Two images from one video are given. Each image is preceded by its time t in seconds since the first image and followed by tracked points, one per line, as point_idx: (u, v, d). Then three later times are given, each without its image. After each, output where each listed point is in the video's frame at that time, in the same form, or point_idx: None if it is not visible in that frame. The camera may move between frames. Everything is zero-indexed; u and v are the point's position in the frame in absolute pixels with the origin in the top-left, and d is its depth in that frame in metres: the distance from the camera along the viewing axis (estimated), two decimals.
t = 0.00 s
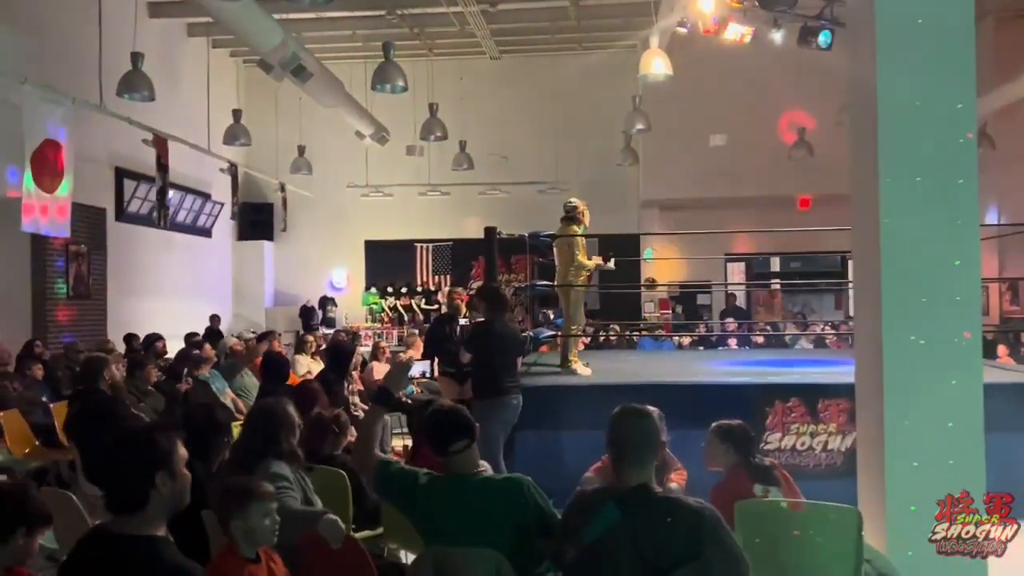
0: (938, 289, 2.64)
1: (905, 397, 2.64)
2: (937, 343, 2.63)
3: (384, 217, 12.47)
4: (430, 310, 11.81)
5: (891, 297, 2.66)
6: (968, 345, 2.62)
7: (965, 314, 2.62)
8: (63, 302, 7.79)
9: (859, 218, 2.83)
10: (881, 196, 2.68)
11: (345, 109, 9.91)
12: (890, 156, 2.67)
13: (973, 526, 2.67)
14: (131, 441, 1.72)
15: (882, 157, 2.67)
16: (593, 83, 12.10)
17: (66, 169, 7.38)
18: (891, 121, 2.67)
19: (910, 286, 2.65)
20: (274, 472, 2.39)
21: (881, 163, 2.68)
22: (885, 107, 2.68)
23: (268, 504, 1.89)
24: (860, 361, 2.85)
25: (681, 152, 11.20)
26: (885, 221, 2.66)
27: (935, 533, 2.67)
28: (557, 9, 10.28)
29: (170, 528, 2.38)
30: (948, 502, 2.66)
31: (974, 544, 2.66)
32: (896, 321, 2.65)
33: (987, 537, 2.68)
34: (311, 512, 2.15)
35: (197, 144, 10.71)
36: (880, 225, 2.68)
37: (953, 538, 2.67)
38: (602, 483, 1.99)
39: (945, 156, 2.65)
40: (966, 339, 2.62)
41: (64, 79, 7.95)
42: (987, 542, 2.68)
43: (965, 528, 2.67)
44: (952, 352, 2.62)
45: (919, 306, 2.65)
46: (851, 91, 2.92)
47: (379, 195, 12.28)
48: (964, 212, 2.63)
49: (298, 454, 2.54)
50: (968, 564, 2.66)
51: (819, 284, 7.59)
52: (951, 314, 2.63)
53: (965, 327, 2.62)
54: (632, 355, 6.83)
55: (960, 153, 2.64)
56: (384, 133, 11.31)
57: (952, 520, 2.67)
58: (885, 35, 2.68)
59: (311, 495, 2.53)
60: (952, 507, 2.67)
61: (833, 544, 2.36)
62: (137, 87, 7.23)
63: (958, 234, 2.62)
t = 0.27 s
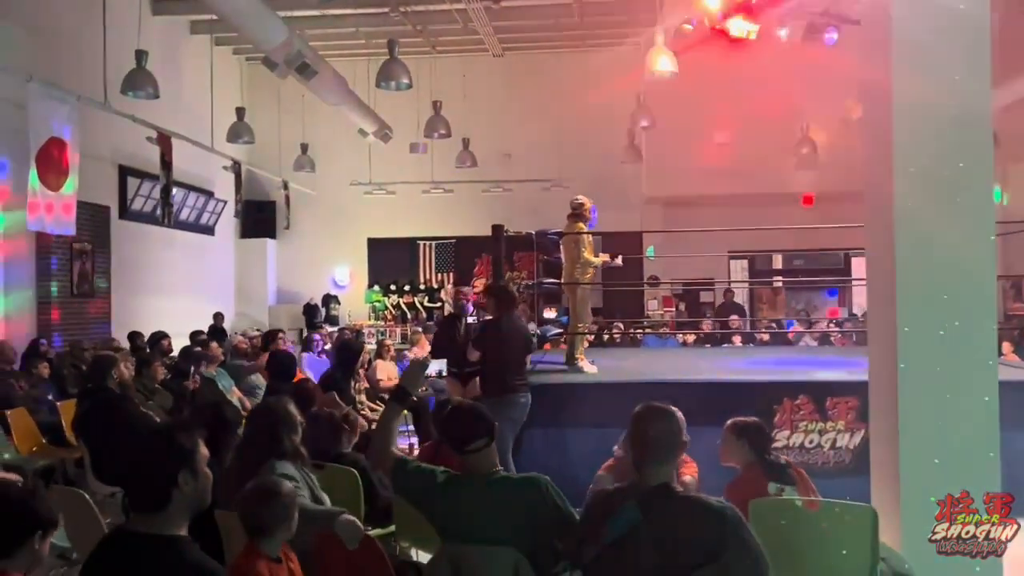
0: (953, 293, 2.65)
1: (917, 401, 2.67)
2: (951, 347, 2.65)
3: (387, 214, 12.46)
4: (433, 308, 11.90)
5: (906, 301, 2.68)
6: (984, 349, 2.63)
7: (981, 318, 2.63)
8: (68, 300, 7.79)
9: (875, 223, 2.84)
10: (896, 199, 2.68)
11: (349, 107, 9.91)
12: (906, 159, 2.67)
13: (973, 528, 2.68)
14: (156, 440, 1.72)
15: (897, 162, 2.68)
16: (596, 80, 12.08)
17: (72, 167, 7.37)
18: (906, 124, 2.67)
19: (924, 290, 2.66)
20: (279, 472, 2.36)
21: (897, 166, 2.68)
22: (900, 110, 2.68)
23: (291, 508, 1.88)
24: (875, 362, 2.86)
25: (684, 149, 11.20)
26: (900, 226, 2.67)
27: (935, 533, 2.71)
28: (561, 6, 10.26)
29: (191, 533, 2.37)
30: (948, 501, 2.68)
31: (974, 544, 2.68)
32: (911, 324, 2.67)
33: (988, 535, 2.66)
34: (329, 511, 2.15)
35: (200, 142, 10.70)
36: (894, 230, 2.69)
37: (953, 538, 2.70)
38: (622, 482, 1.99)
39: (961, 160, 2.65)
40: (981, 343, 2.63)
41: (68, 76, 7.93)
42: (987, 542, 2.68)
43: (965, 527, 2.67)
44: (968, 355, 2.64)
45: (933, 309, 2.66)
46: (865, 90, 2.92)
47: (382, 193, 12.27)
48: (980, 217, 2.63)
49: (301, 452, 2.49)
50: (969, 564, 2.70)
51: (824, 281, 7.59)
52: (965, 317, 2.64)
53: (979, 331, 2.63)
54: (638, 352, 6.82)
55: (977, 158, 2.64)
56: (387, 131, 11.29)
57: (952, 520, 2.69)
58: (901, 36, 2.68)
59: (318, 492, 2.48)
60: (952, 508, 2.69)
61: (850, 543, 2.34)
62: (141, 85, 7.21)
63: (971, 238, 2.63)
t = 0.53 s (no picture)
0: (959, 296, 2.66)
1: (924, 405, 2.68)
2: (958, 350, 2.66)
3: (387, 212, 12.45)
4: (432, 305, 12.08)
5: (911, 305, 2.69)
6: (990, 351, 2.64)
7: (987, 321, 2.65)
8: (68, 298, 7.78)
9: (879, 227, 2.85)
10: (901, 204, 2.70)
11: (349, 104, 9.90)
12: (911, 163, 2.69)
13: (973, 528, 2.72)
14: (163, 438, 1.72)
15: (903, 165, 2.69)
16: (596, 78, 12.07)
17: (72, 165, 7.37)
18: (910, 129, 2.69)
19: (929, 294, 2.68)
20: (285, 470, 2.35)
21: (902, 170, 2.70)
22: (905, 112, 2.69)
23: (297, 507, 1.88)
24: (880, 364, 2.87)
25: (684, 147, 11.19)
26: (905, 231, 2.69)
27: (935, 533, 2.72)
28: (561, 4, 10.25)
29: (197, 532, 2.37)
30: (948, 502, 2.69)
31: (974, 544, 2.72)
32: (916, 328, 2.68)
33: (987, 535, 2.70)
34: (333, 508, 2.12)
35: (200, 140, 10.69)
36: (899, 236, 2.70)
37: (953, 538, 2.72)
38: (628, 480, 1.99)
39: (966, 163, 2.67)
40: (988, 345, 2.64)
41: (68, 73, 7.92)
42: (987, 542, 2.71)
43: (966, 527, 2.70)
44: (974, 358, 2.65)
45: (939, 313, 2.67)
46: (869, 91, 2.93)
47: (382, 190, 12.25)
48: (986, 222, 2.65)
49: (306, 449, 2.48)
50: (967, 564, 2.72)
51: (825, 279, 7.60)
52: (971, 320, 2.66)
53: (985, 334, 2.65)
54: (639, 351, 6.81)
55: (982, 162, 2.66)
56: (387, 129, 11.28)
57: (951, 520, 2.71)
58: (906, 37, 2.69)
59: (324, 490, 2.46)
60: (952, 508, 2.71)
61: (856, 543, 2.34)
62: (141, 82, 7.20)
63: (977, 242, 2.65)
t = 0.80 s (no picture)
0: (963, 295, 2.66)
1: (927, 406, 2.68)
2: (962, 352, 2.66)
3: (387, 211, 12.44)
4: (433, 304, 12.04)
5: (915, 307, 2.69)
6: (993, 350, 2.64)
7: (991, 324, 2.64)
8: (69, 296, 7.77)
9: (881, 228, 2.85)
10: (904, 206, 2.70)
11: (350, 103, 9.89)
12: (915, 165, 2.68)
13: (974, 527, 2.72)
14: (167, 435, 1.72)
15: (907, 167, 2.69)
16: (597, 77, 12.06)
17: (73, 163, 7.36)
18: (914, 130, 2.68)
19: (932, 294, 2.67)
20: (288, 469, 2.35)
21: (905, 171, 2.69)
22: (908, 112, 2.69)
23: (303, 506, 1.87)
24: (883, 364, 2.87)
25: (685, 146, 11.20)
26: (909, 233, 2.69)
27: (935, 533, 2.71)
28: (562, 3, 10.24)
29: (201, 527, 2.34)
30: (948, 502, 2.69)
31: (975, 544, 2.71)
32: (921, 330, 2.67)
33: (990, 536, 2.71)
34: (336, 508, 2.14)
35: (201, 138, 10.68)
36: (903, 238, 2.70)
37: (953, 538, 2.71)
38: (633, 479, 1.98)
39: (971, 164, 2.66)
40: (992, 347, 2.65)
41: (68, 71, 7.91)
42: (988, 542, 2.71)
43: (965, 527, 2.71)
44: (977, 360, 2.65)
45: (942, 315, 2.67)
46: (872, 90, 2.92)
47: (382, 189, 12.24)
48: (991, 224, 2.64)
49: (311, 448, 2.49)
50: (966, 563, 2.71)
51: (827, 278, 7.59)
52: (975, 322, 2.65)
53: (988, 336, 2.65)
54: (640, 350, 6.80)
55: (985, 162, 2.66)
56: (388, 127, 11.27)
57: (951, 520, 2.71)
58: (909, 37, 2.69)
59: (327, 489, 2.47)
60: (952, 508, 2.70)
61: (858, 542, 2.33)
62: (142, 80, 7.19)
63: (981, 243, 2.65)
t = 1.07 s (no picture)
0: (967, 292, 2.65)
1: (932, 408, 2.67)
2: (966, 353, 2.65)
3: (390, 210, 12.44)
4: (434, 303, 12.03)
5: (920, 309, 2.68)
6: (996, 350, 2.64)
7: (996, 325, 2.64)
8: (71, 294, 7.76)
9: (885, 228, 2.84)
10: (910, 207, 2.69)
11: (352, 101, 9.89)
12: (920, 166, 2.68)
13: (974, 527, 2.72)
14: (169, 433, 1.71)
15: (912, 168, 2.68)
16: (600, 75, 12.05)
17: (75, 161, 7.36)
18: (919, 131, 2.68)
19: (936, 293, 2.67)
20: (293, 467, 2.35)
21: (910, 171, 2.69)
22: (913, 113, 2.69)
23: (308, 505, 1.87)
24: (886, 364, 2.86)
25: (688, 145, 11.19)
26: (914, 234, 2.68)
27: (935, 533, 2.71)
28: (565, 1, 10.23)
29: (205, 526, 2.35)
30: (948, 502, 2.69)
31: (974, 544, 2.70)
32: (923, 327, 2.67)
33: (989, 536, 2.70)
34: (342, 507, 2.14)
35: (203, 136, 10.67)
36: (908, 239, 2.69)
37: (953, 538, 2.71)
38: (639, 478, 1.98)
39: (975, 165, 2.66)
40: (996, 348, 2.64)
41: (71, 69, 7.91)
42: (987, 542, 2.70)
43: (965, 527, 2.71)
44: (981, 361, 2.65)
45: (947, 315, 2.67)
46: (876, 89, 2.92)
47: (385, 188, 12.23)
48: (995, 226, 2.64)
49: (315, 445, 2.49)
50: (966, 564, 2.70)
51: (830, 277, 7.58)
52: (979, 322, 2.65)
53: (992, 337, 2.64)
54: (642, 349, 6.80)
55: (990, 163, 2.65)
56: (390, 126, 11.26)
57: (952, 520, 2.71)
58: (914, 36, 2.68)
59: (332, 487, 2.47)
60: (953, 508, 2.70)
61: (866, 542, 2.33)
62: (145, 78, 7.18)
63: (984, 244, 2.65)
